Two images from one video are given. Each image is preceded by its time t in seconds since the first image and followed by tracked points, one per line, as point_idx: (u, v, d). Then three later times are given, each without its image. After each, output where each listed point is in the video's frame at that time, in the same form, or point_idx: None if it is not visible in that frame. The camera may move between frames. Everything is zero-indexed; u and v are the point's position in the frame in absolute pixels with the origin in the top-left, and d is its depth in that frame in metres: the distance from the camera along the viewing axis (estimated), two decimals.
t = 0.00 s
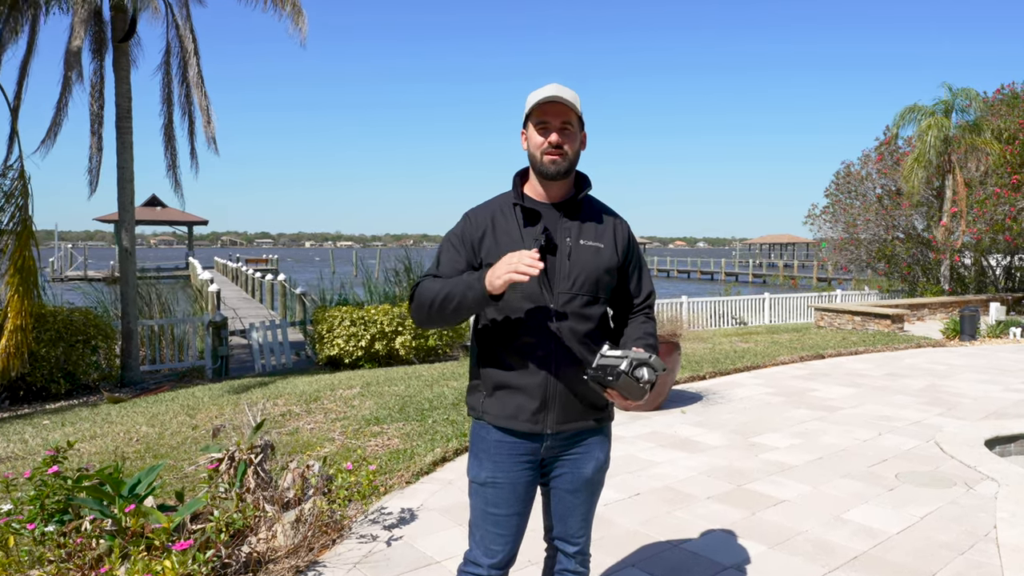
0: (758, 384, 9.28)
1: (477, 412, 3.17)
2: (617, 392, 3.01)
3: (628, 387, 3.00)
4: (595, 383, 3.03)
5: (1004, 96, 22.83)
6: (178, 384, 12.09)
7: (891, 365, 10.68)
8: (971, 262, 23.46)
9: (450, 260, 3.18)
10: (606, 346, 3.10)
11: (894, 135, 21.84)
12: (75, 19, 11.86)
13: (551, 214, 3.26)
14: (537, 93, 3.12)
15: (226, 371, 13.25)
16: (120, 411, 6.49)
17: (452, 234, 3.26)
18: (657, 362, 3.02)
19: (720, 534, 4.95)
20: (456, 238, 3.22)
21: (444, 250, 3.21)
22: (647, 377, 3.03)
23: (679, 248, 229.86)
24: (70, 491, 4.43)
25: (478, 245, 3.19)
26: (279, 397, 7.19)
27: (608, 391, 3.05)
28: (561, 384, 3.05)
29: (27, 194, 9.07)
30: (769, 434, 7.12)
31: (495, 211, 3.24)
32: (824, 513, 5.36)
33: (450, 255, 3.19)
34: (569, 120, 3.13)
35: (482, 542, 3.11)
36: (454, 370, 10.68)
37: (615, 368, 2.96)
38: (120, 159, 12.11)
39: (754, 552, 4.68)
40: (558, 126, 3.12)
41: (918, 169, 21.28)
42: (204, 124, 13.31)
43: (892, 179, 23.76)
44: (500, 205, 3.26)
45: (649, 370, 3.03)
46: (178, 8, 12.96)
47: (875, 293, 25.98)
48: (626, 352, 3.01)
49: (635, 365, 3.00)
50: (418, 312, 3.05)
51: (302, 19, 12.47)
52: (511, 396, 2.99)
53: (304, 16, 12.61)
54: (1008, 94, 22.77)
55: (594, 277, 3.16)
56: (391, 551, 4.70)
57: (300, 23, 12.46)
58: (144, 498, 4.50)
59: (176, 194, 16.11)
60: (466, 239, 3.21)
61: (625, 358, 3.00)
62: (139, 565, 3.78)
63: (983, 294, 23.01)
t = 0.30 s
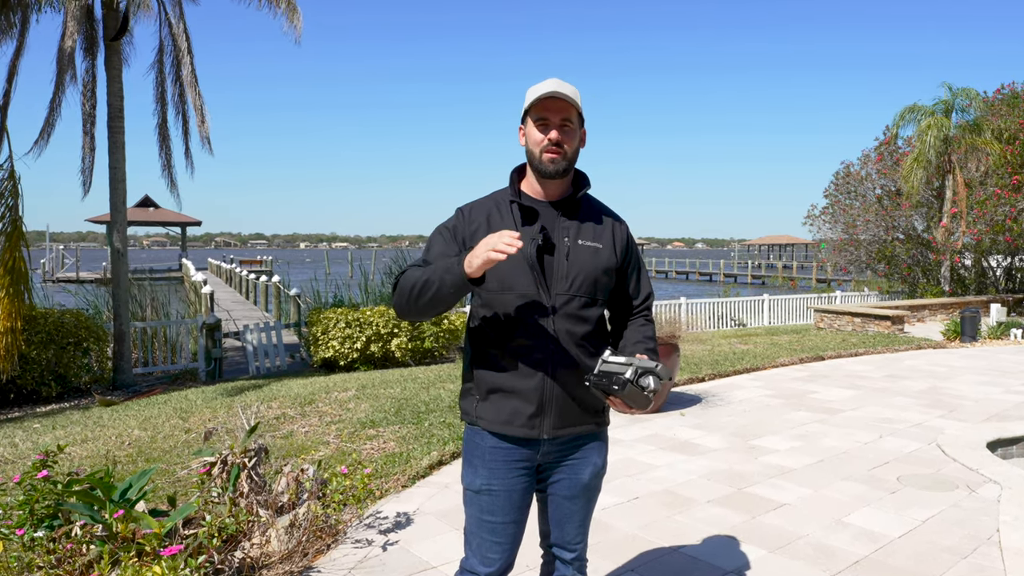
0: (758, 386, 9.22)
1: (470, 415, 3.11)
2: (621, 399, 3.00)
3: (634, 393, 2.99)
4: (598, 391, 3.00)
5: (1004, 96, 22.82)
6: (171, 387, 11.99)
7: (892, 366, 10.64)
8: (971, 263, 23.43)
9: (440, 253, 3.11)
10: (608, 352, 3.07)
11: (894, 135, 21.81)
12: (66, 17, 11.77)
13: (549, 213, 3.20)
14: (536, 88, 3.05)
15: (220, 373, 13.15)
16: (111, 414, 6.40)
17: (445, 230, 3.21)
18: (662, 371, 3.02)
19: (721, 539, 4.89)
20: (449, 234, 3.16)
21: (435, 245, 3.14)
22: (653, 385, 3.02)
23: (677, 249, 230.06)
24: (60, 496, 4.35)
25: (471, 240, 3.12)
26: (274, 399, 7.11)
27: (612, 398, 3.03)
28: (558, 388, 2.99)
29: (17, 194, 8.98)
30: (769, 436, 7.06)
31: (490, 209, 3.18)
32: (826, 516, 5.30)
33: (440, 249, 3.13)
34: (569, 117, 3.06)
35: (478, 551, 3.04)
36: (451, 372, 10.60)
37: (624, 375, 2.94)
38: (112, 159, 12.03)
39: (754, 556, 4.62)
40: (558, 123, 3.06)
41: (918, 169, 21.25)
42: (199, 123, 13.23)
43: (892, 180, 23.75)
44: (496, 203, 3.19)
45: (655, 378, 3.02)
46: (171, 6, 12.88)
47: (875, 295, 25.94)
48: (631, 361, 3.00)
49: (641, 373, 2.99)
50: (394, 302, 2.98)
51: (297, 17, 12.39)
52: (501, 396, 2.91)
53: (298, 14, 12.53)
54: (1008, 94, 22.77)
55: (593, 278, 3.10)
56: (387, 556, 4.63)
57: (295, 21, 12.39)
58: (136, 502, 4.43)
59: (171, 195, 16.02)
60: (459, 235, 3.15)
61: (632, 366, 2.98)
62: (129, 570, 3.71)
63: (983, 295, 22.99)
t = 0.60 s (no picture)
0: (759, 389, 9.15)
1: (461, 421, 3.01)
2: (620, 406, 2.95)
3: (634, 400, 2.93)
4: (595, 397, 2.94)
5: (1006, 96, 22.78)
6: (164, 390, 11.89)
7: (894, 369, 10.57)
8: (972, 265, 23.40)
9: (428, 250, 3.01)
10: (605, 356, 3.01)
11: (895, 135, 21.78)
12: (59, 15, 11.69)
13: (544, 210, 3.10)
14: (536, 83, 2.96)
15: (214, 376, 13.05)
16: (104, 417, 6.32)
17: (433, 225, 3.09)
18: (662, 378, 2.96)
19: (722, 545, 4.81)
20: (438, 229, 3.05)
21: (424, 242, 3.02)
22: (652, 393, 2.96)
23: (675, 251, 230.14)
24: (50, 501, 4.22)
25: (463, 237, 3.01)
26: (268, 403, 7.03)
27: (609, 404, 2.98)
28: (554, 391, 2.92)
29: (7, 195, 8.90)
30: (770, 440, 6.99)
31: (482, 205, 3.08)
32: (829, 522, 5.22)
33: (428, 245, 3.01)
34: (569, 114, 2.99)
35: (473, 563, 2.97)
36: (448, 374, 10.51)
37: (622, 381, 2.88)
38: (105, 159, 11.95)
39: (756, 562, 4.54)
40: (558, 120, 2.97)
41: (919, 170, 21.20)
42: (194, 123, 13.14)
43: (893, 180, 23.71)
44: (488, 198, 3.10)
45: (655, 387, 2.95)
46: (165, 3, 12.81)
47: (877, 296, 25.88)
48: (630, 366, 2.93)
49: (640, 380, 2.94)
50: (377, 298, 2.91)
51: (292, 15, 12.32)
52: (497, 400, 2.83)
53: (294, 11, 12.46)
54: (1010, 93, 22.72)
55: (589, 278, 3.04)
56: (383, 563, 4.55)
57: (291, 19, 12.32)
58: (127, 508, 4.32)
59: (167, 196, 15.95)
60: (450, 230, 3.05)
61: (631, 371, 2.92)
62: None
63: (985, 297, 22.94)
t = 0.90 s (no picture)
0: (760, 393, 9.07)
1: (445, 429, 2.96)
2: (618, 415, 2.95)
3: (632, 409, 2.93)
4: (591, 406, 2.92)
5: (1009, 96, 22.71)
6: (157, 394, 11.81)
7: (897, 372, 10.48)
8: (976, 266, 23.36)
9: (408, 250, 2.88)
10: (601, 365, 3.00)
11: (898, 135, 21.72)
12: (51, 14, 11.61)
13: (534, 208, 3.03)
14: (535, 78, 2.86)
15: (208, 380, 12.97)
16: (95, 422, 6.24)
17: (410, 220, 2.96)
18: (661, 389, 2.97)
19: (724, 553, 4.73)
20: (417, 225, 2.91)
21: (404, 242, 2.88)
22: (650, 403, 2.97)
23: (676, 251, 229.95)
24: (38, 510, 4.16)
25: (446, 234, 2.90)
26: (262, 407, 6.94)
27: (606, 413, 2.97)
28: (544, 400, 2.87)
29: None
30: (772, 445, 6.90)
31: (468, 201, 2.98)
32: (832, 528, 5.14)
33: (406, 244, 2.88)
34: (566, 113, 2.91)
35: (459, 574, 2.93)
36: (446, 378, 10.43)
37: (621, 391, 2.88)
38: (97, 160, 11.87)
39: (759, 572, 4.46)
40: (554, 119, 2.90)
41: (921, 170, 21.13)
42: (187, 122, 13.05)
43: (895, 181, 23.64)
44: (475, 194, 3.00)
45: (655, 396, 2.95)
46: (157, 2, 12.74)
47: (879, 298, 25.78)
48: (628, 374, 2.95)
49: (639, 388, 2.94)
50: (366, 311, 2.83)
51: (287, 14, 12.24)
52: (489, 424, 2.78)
53: (288, 10, 12.38)
54: (1014, 93, 22.64)
55: (581, 279, 3.00)
56: (378, 571, 4.46)
57: (286, 18, 12.24)
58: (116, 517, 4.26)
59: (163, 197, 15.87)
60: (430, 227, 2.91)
61: (630, 380, 2.92)
62: None
63: (989, 299, 22.86)
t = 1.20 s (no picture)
0: (763, 397, 8.97)
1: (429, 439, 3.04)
2: (606, 421, 2.95)
3: (620, 416, 2.94)
4: (578, 411, 2.93)
5: (1015, 96, 22.60)
6: (149, 398, 11.72)
7: (901, 376, 10.38)
8: (981, 268, 23.27)
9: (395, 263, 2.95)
10: (590, 368, 3.01)
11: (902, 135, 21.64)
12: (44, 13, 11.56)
13: (521, 210, 3.12)
14: (517, 73, 2.91)
15: (202, 383, 12.89)
16: (88, 426, 6.16)
17: (399, 230, 3.03)
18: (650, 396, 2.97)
19: (725, 560, 4.65)
20: (405, 235, 2.99)
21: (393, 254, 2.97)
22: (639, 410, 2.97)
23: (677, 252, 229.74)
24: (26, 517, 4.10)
25: (434, 243, 2.97)
26: (257, 411, 6.85)
27: (593, 419, 2.97)
28: (533, 406, 2.95)
29: None
30: (775, 449, 6.82)
31: (455, 207, 3.06)
32: (836, 535, 5.05)
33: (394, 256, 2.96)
34: (549, 107, 2.95)
35: None
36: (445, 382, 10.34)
37: (609, 399, 2.88)
38: (90, 159, 11.80)
39: None
40: (537, 114, 2.94)
41: (925, 171, 21.05)
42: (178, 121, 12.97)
43: (899, 181, 23.55)
44: (461, 199, 3.08)
45: (644, 404, 2.96)
46: None
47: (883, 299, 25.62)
48: (618, 379, 2.96)
49: (628, 395, 2.95)
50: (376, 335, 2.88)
51: (282, 12, 12.16)
52: (484, 448, 2.83)
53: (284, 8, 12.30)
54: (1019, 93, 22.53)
55: (571, 281, 3.07)
56: None
57: (281, 16, 12.17)
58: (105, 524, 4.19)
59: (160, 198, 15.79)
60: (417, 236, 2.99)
61: (619, 386, 2.93)
62: None
63: (994, 301, 22.73)
